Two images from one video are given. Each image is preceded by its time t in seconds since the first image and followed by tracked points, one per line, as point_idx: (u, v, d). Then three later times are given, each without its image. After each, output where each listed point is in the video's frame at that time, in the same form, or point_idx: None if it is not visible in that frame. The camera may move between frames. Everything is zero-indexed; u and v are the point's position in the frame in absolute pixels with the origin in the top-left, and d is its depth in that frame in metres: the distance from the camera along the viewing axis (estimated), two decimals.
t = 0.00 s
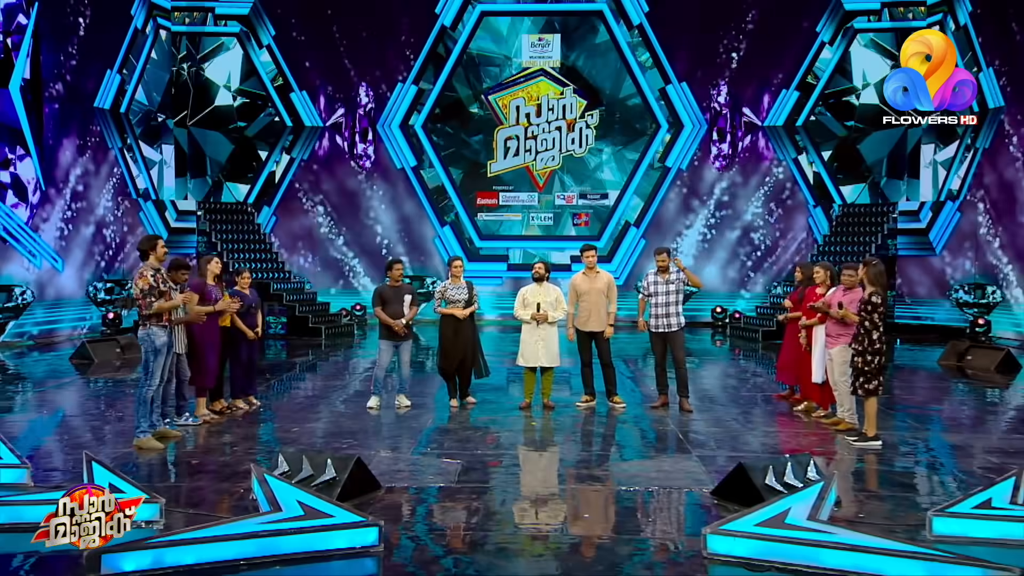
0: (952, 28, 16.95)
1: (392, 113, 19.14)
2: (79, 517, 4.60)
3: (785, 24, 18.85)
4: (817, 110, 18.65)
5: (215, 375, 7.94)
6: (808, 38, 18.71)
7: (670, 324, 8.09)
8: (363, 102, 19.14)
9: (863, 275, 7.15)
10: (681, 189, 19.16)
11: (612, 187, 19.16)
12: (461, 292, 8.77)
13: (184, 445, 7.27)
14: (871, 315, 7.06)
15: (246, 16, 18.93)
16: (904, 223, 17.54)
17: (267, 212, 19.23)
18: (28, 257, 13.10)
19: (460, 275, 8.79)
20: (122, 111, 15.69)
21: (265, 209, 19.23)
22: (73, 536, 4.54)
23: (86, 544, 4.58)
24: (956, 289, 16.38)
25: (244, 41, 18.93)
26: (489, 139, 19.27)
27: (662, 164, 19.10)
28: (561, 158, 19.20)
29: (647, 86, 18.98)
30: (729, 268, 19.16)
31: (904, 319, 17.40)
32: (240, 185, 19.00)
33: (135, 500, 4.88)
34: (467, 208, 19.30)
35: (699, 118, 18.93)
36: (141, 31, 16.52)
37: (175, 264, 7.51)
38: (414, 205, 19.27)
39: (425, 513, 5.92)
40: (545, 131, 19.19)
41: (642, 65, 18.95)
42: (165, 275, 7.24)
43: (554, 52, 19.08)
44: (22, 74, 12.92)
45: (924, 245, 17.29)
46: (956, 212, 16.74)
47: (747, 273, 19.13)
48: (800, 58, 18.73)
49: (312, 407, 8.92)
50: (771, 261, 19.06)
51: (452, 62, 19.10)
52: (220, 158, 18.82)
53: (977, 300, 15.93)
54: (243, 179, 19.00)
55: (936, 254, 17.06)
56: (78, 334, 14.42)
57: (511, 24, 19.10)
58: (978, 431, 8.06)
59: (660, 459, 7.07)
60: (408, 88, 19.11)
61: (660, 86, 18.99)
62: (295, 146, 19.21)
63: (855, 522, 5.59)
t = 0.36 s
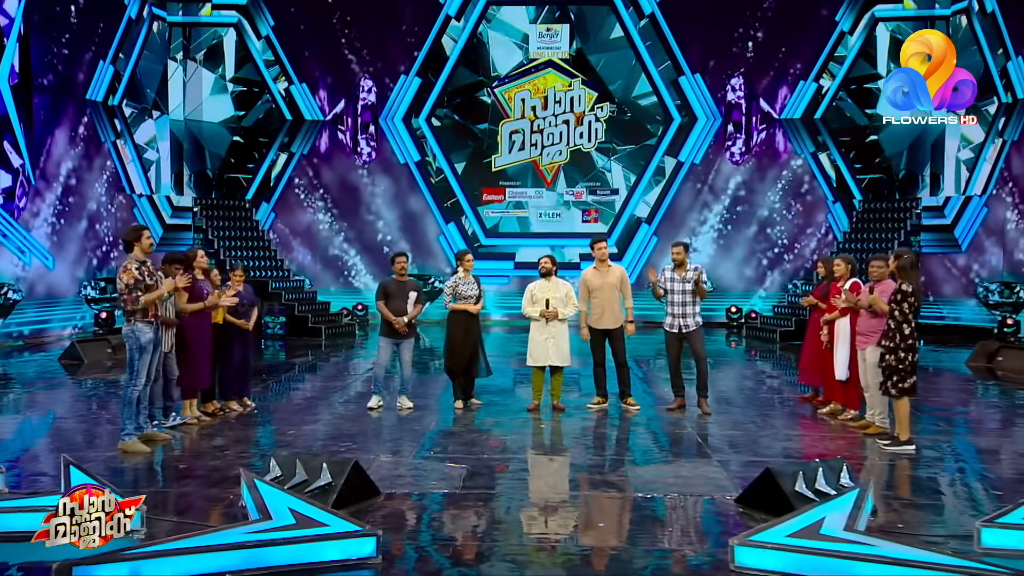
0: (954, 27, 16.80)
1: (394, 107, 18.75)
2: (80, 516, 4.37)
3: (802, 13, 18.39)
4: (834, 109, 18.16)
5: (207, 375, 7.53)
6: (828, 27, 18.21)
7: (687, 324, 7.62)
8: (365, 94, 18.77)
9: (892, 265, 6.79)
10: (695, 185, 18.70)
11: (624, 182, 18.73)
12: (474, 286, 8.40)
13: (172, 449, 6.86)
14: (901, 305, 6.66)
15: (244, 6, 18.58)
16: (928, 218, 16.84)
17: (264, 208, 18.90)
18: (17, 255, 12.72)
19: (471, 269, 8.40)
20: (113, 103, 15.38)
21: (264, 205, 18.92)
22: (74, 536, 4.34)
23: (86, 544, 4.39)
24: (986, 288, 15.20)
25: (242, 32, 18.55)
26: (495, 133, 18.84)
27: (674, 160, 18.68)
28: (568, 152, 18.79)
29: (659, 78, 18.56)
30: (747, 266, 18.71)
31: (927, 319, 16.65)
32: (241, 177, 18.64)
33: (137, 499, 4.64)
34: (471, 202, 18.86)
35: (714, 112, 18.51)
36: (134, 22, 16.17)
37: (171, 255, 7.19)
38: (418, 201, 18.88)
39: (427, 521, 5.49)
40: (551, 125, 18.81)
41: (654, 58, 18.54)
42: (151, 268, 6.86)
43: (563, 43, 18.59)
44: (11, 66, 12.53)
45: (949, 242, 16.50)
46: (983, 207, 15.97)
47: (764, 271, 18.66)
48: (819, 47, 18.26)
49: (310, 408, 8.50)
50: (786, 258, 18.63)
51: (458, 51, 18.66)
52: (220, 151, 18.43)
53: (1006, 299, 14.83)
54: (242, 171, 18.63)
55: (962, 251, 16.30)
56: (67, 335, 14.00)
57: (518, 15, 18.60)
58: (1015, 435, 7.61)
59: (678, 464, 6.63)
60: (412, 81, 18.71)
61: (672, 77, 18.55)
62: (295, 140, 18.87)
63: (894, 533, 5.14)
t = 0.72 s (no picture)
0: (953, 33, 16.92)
1: (396, 98, 18.07)
2: (79, 517, 4.09)
3: None
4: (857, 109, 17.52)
5: (197, 373, 7.12)
6: (846, 15, 17.56)
7: (705, 322, 7.21)
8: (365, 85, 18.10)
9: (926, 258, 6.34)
10: (711, 180, 17.91)
11: (634, 176, 17.93)
12: (481, 283, 8.00)
13: (157, 452, 6.45)
14: (935, 297, 6.21)
15: None
16: (952, 214, 16.53)
17: (262, 203, 18.14)
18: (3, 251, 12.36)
19: (478, 264, 7.99)
20: (105, 95, 14.98)
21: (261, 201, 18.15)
22: (75, 536, 4.07)
23: (86, 544, 4.11)
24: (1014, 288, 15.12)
25: (239, 22, 18.03)
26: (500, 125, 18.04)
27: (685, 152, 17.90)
28: (574, 146, 17.95)
29: (670, 69, 17.85)
30: (762, 263, 17.91)
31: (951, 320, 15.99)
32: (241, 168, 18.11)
33: (138, 499, 4.31)
34: (474, 196, 18.10)
35: (727, 103, 17.72)
36: (127, 13, 15.80)
37: (157, 252, 6.72)
38: (420, 194, 18.11)
39: (429, 531, 5.05)
40: (557, 117, 17.99)
41: (665, 47, 17.83)
42: (136, 260, 6.44)
43: (570, 32, 17.86)
44: None
45: (974, 238, 16.04)
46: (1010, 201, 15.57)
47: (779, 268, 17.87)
48: (837, 35, 17.56)
49: (306, 410, 8.07)
50: (804, 254, 17.85)
51: (462, 42, 17.94)
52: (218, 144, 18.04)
53: None
54: (244, 162, 18.10)
55: (987, 248, 15.80)
56: (55, 334, 13.58)
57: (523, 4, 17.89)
58: None
59: (697, 469, 6.21)
60: (415, 71, 18.02)
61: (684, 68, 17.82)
62: (293, 134, 18.20)
63: (938, 545, 4.68)
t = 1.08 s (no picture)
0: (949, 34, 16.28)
1: (395, 89, 17.03)
2: (79, 517, 3.93)
3: None
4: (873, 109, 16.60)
5: (177, 374, 6.70)
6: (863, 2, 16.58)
7: (726, 315, 6.78)
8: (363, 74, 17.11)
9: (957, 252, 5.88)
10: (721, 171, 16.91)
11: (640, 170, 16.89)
12: (481, 277, 7.56)
13: (135, 456, 6.04)
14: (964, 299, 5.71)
15: None
16: (975, 208, 15.65)
17: (255, 198, 17.22)
18: None
19: (479, 258, 7.59)
20: (89, 86, 14.61)
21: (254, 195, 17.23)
22: (75, 536, 3.92)
23: (86, 545, 3.95)
24: None
25: (230, 8, 17.02)
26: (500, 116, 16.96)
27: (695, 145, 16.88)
28: (576, 138, 16.89)
29: (679, 57, 16.77)
30: (775, 258, 16.91)
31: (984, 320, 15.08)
32: (240, 155, 17.22)
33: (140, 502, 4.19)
34: (474, 191, 17.04)
35: (738, 94, 16.72)
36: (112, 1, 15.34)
37: (139, 240, 6.34)
38: (417, 187, 17.13)
39: (425, 542, 4.63)
40: (558, 108, 16.89)
41: (673, 34, 16.77)
42: (113, 251, 6.02)
43: (575, 20, 16.83)
44: None
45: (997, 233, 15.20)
46: None
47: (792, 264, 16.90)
48: (853, 22, 16.61)
49: (299, 411, 7.65)
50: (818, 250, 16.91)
51: (461, 30, 16.88)
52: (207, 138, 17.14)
53: None
54: (241, 150, 17.19)
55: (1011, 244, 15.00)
56: (36, 334, 13.13)
57: None
58: None
59: (713, 474, 5.79)
60: (414, 61, 16.97)
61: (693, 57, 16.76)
62: (288, 125, 17.23)
63: (983, 558, 4.26)
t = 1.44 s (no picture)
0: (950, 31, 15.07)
1: (383, 79, 15.83)
2: (80, 518, 3.95)
3: None
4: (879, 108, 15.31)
5: (146, 375, 6.26)
6: None
7: (744, 314, 6.39)
8: (348, 64, 15.88)
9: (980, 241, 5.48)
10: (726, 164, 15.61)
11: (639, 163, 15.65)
12: (469, 271, 7.16)
13: (100, 462, 5.61)
14: (991, 286, 5.34)
15: None
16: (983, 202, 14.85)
17: (237, 192, 15.93)
18: None
19: (469, 252, 7.17)
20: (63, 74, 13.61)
21: (236, 189, 15.95)
22: (75, 537, 3.92)
23: (86, 545, 3.97)
24: None
25: None
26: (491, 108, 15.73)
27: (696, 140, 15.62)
28: (569, 131, 15.67)
29: (678, 46, 15.57)
30: (780, 254, 15.57)
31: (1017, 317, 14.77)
32: (227, 140, 15.94)
33: (139, 500, 4.23)
34: (468, 186, 15.76)
35: (739, 84, 15.48)
36: None
37: (108, 229, 5.90)
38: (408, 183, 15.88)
39: (409, 554, 4.23)
40: (550, 100, 15.69)
41: (673, 22, 15.55)
42: (77, 242, 5.56)
43: (570, 7, 15.60)
44: None
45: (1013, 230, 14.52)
46: None
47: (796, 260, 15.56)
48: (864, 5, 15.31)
49: (281, 414, 7.21)
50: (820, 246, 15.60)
51: (450, 19, 15.65)
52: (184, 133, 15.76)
53: None
54: (212, 135, 15.84)
55: None
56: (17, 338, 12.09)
57: None
58: None
59: (722, 480, 5.40)
60: (403, 50, 15.80)
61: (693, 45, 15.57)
62: (273, 117, 15.97)
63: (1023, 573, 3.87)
